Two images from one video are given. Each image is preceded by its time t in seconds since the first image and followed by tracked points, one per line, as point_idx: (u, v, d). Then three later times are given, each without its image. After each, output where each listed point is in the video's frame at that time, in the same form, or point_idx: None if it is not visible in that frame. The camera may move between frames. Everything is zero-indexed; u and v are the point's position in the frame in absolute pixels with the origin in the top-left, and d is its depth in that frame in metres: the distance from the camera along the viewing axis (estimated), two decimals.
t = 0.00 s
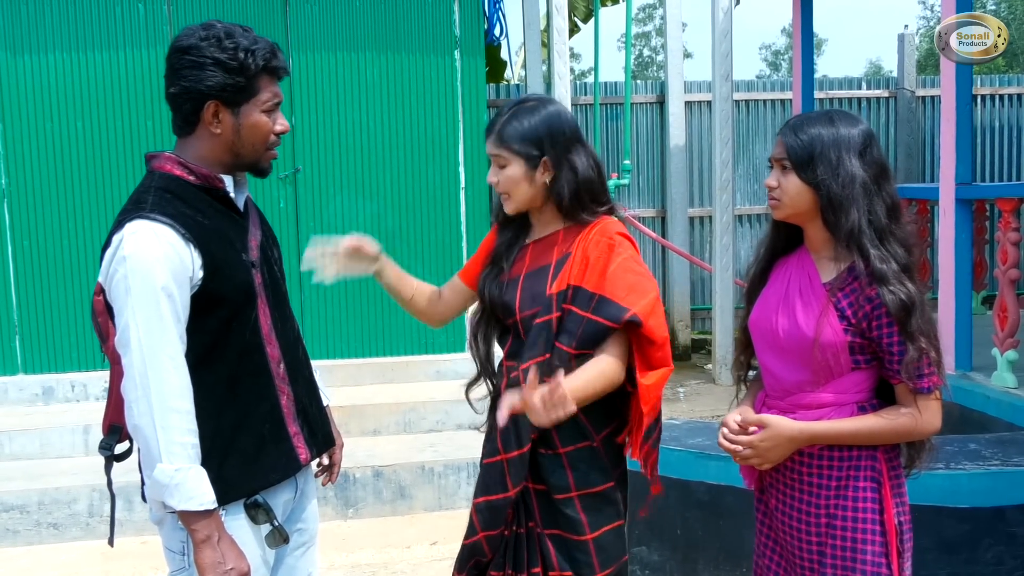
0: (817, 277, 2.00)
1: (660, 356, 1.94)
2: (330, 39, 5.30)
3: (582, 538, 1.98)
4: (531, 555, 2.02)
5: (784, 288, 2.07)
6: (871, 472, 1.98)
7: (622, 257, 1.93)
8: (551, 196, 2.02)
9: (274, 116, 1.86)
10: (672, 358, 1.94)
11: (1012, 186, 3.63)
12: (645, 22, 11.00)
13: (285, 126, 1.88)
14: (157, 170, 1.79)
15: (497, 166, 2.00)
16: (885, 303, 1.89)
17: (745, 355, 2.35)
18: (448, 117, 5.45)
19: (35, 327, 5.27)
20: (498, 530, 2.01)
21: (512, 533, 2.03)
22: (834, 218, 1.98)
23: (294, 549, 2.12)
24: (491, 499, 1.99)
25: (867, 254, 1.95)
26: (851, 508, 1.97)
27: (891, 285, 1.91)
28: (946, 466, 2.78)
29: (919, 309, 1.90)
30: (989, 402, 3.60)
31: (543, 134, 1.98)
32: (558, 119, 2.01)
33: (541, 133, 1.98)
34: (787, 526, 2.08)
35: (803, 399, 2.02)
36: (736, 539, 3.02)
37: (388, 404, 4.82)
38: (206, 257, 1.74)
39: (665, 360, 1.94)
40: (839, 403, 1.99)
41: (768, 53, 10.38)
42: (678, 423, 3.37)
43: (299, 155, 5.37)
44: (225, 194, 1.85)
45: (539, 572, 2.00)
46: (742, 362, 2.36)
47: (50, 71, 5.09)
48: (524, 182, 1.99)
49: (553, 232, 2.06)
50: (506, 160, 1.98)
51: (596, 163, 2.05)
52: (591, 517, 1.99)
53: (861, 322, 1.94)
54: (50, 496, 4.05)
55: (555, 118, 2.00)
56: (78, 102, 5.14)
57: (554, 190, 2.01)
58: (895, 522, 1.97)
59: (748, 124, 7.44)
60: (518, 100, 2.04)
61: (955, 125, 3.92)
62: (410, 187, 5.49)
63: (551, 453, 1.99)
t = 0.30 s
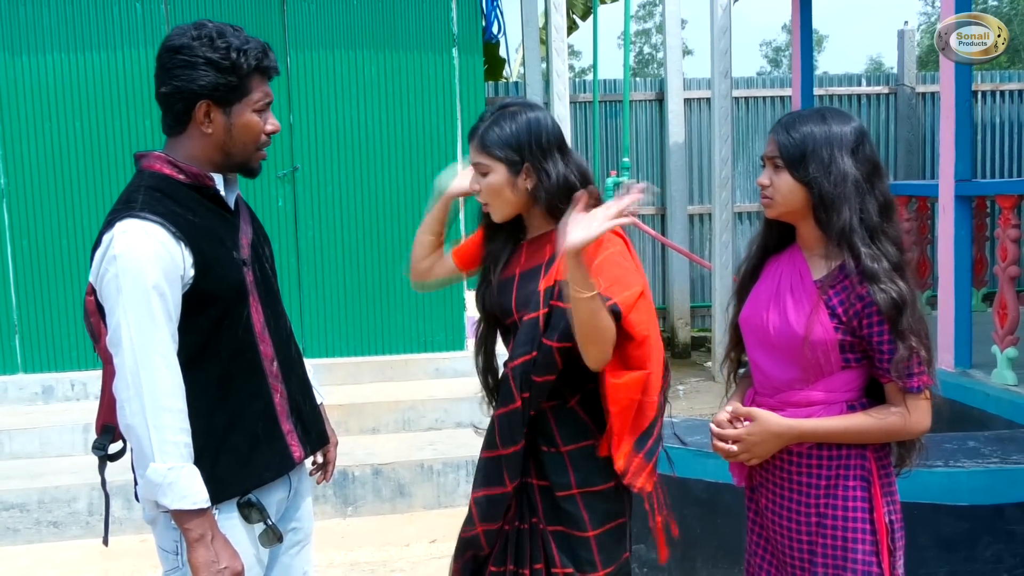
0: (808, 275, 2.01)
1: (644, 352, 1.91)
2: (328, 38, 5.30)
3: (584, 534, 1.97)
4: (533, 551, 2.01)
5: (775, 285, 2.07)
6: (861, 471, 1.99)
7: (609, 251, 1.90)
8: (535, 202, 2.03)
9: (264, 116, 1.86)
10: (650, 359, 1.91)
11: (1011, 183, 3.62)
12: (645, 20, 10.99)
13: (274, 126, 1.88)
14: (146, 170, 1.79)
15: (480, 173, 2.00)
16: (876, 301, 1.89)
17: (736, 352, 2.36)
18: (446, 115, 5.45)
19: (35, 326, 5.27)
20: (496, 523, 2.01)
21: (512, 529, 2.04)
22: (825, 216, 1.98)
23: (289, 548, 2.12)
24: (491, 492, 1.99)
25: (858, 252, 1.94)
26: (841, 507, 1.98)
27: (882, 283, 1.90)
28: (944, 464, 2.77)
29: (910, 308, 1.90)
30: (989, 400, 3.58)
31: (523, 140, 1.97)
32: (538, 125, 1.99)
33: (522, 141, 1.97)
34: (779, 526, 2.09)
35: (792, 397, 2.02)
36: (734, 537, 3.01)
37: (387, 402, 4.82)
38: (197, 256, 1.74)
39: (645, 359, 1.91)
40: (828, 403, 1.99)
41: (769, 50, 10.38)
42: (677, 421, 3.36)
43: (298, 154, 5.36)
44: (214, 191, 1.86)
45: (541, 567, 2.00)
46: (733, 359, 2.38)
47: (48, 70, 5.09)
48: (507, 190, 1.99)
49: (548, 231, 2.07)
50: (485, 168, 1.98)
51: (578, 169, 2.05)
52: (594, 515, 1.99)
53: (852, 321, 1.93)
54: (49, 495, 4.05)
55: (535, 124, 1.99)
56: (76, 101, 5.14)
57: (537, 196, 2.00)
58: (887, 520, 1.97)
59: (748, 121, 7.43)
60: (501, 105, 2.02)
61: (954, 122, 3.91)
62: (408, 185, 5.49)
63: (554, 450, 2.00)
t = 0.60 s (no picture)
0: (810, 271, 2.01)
1: (631, 357, 1.93)
2: (338, 33, 5.32)
3: (584, 525, 2.00)
4: (530, 546, 2.00)
5: (778, 281, 2.07)
6: (863, 468, 2.00)
7: (582, 261, 1.92)
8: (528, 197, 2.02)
9: (268, 111, 1.88)
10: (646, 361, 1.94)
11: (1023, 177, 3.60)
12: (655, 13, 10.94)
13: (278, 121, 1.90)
14: (150, 166, 1.80)
15: (477, 161, 1.99)
16: (877, 297, 1.89)
17: (739, 347, 2.38)
18: (455, 109, 5.45)
19: (48, 321, 5.31)
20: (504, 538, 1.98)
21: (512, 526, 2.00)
22: (825, 211, 1.98)
23: (295, 542, 2.13)
24: (500, 508, 1.98)
25: (860, 248, 1.95)
26: (843, 504, 1.99)
27: (883, 278, 1.91)
28: (954, 459, 2.74)
29: (912, 303, 1.90)
30: (1000, 395, 3.56)
31: (527, 131, 1.99)
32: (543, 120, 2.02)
33: (525, 131, 1.98)
34: (780, 521, 2.10)
35: (795, 393, 2.04)
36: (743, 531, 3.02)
37: (396, 397, 4.84)
38: (201, 251, 1.75)
39: (640, 359, 1.94)
40: (830, 399, 2.00)
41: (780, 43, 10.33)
42: (685, 416, 3.36)
43: (308, 149, 5.38)
44: (218, 187, 1.86)
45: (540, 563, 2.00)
46: (735, 353, 2.39)
47: (59, 66, 5.11)
48: (505, 178, 1.98)
49: (528, 233, 2.05)
50: (487, 156, 1.97)
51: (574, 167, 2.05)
52: (592, 505, 2.01)
53: (854, 317, 1.94)
54: (62, 488, 4.08)
55: (539, 117, 2.02)
56: (88, 97, 5.17)
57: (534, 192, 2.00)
58: (890, 517, 1.99)
59: (759, 115, 7.40)
60: (503, 98, 2.04)
61: (966, 116, 3.89)
62: (417, 180, 5.50)
63: (552, 446, 2.00)
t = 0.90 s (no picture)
0: (815, 268, 2.02)
1: (520, 366, 2.01)
2: (349, 30, 5.34)
3: (571, 509, 2.13)
4: (515, 536, 2.15)
5: (783, 279, 2.08)
6: (867, 466, 2.01)
7: (505, 261, 2.01)
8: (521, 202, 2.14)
9: (275, 109, 1.90)
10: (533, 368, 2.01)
11: None
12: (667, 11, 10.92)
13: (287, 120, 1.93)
14: (154, 164, 1.82)
15: (499, 172, 2.05)
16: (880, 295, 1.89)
17: (748, 344, 2.38)
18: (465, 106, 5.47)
19: (61, 318, 5.35)
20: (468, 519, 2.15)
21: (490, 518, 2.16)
22: (829, 207, 1.98)
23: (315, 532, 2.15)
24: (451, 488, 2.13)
25: (865, 246, 1.94)
26: (847, 501, 2.00)
27: (887, 276, 1.90)
28: (964, 456, 2.77)
29: (915, 299, 1.89)
30: (1011, 393, 3.54)
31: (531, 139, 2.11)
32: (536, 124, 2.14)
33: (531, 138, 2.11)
34: (786, 518, 2.11)
35: (800, 392, 2.05)
36: (751, 528, 3.02)
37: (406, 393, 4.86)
38: (204, 248, 1.77)
39: (525, 369, 2.01)
40: (834, 398, 2.01)
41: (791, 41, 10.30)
42: (694, 413, 3.36)
43: (318, 147, 5.40)
44: (221, 184, 1.86)
45: (524, 552, 2.14)
46: (745, 350, 2.41)
47: (71, 63, 5.15)
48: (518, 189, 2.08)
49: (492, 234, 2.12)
50: (509, 166, 2.05)
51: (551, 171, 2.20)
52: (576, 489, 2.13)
53: (858, 316, 1.94)
54: (74, 483, 4.12)
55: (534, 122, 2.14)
56: (100, 94, 5.20)
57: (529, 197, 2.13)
58: (895, 514, 1.99)
59: (770, 112, 7.38)
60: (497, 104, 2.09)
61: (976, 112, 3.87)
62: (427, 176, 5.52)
63: (534, 439, 2.11)
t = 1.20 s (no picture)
0: (825, 269, 2.02)
1: (574, 360, 2.00)
2: (358, 32, 5.36)
3: (595, 506, 2.08)
4: (541, 536, 2.09)
5: (793, 281, 2.08)
6: (877, 466, 2.00)
7: (560, 255, 1.97)
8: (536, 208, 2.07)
9: (280, 114, 1.91)
10: (590, 362, 2.00)
11: None
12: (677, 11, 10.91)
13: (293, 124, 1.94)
14: (165, 168, 1.85)
15: (507, 167, 2.00)
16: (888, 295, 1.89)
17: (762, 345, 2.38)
18: (475, 106, 5.49)
19: (74, 318, 5.39)
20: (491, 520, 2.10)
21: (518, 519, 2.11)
22: (839, 207, 1.99)
23: (330, 535, 2.16)
24: (482, 488, 2.09)
25: (873, 246, 1.95)
26: (856, 502, 2.00)
27: (896, 276, 1.90)
28: (975, 457, 2.76)
29: (924, 301, 1.89)
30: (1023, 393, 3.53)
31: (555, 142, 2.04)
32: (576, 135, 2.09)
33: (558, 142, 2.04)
34: (796, 518, 2.11)
35: (810, 392, 2.05)
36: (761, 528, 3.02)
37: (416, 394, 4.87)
38: (212, 245, 1.79)
39: (580, 362, 2.00)
40: (843, 398, 2.02)
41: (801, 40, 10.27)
42: (704, 413, 3.36)
43: (328, 147, 5.43)
44: (231, 185, 1.88)
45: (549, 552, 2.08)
46: (759, 352, 2.41)
47: (84, 65, 5.19)
48: (529, 188, 2.02)
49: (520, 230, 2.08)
50: (520, 164, 1.99)
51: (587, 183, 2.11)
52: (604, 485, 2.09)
53: (867, 317, 1.94)
54: (87, 482, 4.15)
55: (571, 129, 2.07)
56: (112, 96, 5.24)
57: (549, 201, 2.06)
58: (904, 515, 1.99)
59: (780, 112, 7.37)
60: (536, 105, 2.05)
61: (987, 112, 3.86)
62: (437, 177, 5.54)
63: (562, 434, 2.06)
